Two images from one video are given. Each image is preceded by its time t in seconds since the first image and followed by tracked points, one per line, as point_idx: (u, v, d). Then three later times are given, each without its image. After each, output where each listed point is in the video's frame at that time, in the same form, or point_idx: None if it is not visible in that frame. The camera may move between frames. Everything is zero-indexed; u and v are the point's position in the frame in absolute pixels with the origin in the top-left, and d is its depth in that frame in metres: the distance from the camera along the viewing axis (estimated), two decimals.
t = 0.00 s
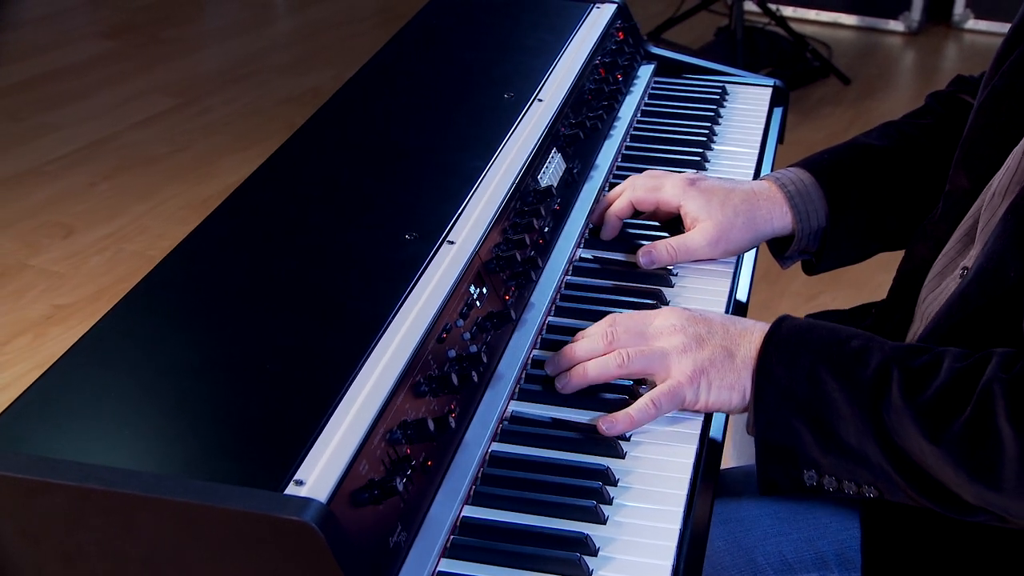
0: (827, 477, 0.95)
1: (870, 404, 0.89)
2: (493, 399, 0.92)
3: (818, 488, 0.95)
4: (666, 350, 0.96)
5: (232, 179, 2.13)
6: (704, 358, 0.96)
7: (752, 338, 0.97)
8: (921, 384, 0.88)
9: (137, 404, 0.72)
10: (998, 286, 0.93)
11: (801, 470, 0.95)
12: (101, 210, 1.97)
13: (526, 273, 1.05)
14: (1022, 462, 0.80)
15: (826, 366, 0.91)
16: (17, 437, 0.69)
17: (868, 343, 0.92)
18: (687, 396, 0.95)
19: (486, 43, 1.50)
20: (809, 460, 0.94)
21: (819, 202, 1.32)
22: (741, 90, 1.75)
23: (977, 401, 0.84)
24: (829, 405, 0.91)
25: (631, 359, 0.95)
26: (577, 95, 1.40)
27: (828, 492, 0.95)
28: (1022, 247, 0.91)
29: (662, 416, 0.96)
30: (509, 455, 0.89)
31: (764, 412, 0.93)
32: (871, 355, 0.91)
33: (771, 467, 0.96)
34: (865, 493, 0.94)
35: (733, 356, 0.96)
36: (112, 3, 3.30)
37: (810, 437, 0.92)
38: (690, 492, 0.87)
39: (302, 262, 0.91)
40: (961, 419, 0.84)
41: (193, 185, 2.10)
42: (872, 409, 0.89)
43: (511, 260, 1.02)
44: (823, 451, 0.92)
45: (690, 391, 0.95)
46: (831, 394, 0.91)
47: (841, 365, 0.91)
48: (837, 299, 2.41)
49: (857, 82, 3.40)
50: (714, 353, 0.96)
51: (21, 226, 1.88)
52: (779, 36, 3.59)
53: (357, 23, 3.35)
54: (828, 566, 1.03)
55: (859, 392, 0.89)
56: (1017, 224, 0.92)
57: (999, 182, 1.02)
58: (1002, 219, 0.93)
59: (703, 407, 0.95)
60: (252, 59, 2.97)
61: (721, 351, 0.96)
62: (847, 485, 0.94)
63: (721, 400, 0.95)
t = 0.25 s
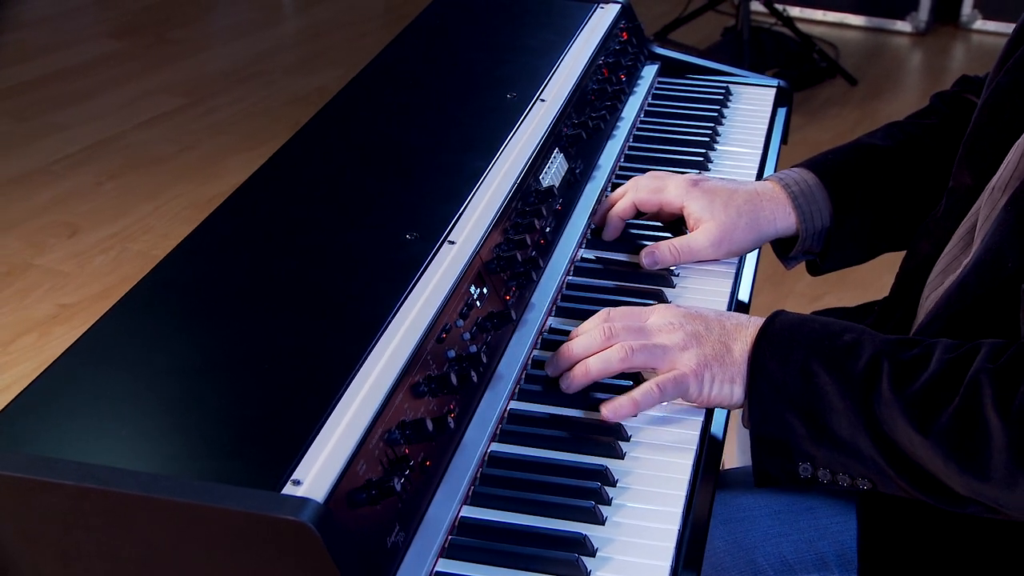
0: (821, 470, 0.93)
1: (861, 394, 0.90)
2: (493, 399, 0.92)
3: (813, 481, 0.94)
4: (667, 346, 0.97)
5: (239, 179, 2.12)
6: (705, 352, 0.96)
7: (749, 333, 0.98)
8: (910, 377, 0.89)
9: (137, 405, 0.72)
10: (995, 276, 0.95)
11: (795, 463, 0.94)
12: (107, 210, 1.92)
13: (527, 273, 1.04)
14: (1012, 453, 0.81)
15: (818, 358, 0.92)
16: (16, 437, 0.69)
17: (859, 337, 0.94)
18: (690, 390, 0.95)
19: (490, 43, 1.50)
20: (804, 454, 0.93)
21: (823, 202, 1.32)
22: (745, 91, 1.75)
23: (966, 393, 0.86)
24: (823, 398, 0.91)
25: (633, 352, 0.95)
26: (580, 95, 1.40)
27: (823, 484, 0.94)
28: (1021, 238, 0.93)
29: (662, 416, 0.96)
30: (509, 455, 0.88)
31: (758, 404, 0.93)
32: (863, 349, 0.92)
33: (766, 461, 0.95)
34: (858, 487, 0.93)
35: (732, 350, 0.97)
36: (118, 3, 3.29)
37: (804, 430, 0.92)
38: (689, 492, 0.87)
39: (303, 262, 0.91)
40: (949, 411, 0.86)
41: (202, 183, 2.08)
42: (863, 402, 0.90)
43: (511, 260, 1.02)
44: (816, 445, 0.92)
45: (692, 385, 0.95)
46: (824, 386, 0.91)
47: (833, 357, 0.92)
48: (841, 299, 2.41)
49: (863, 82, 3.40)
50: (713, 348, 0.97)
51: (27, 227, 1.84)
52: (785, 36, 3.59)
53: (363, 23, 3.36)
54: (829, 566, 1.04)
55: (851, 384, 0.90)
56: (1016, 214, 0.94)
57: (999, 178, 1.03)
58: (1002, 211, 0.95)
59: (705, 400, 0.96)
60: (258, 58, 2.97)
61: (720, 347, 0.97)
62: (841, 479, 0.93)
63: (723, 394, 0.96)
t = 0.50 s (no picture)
0: (820, 474, 0.94)
1: (862, 400, 0.90)
2: (493, 400, 0.92)
3: (812, 485, 0.95)
4: (667, 348, 0.97)
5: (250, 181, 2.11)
6: (704, 356, 0.97)
7: (749, 338, 0.98)
8: (910, 382, 0.89)
9: (136, 404, 0.72)
10: (990, 281, 0.95)
11: (795, 467, 0.95)
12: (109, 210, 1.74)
13: (527, 274, 1.04)
14: (1011, 457, 0.81)
15: (818, 363, 0.92)
16: (16, 437, 0.69)
17: (859, 341, 0.94)
18: (688, 393, 0.95)
19: (493, 43, 1.50)
20: (804, 458, 0.94)
21: (824, 206, 1.32)
22: (749, 91, 1.75)
23: (966, 399, 0.86)
24: (822, 402, 0.91)
25: (631, 353, 0.95)
26: (583, 95, 1.40)
27: (822, 489, 0.95)
28: (1015, 243, 0.94)
29: (661, 417, 0.96)
30: (508, 456, 0.88)
31: (758, 408, 0.93)
32: (863, 354, 0.92)
33: (766, 466, 0.95)
34: (859, 491, 0.94)
35: (732, 355, 0.97)
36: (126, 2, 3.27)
37: (804, 435, 0.92)
38: (688, 493, 0.87)
39: (304, 262, 0.91)
40: (949, 417, 0.85)
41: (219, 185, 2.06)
42: (863, 406, 0.90)
43: (512, 261, 1.02)
44: (816, 450, 0.92)
45: (690, 388, 0.95)
46: (824, 391, 0.91)
47: (833, 362, 0.92)
48: (847, 301, 2.41)
49: (871, 83, 3.39)
50: (713, 352, 0.97)
51: (31, 227, 1.65)
52: (792, 37, 3.59)
53: (369, 23, 3.36)
54: (830, 566, 1.04)
55: (851, 390, 0.90)
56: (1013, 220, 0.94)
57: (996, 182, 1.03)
58: (997, 217, 0.95)
59: (703, 404, 0.96)
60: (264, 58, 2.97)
61: (720, 350, 0.97)
62: (841, 483, 0.94)
63: (721, 398, 0.96)
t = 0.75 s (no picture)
0: (821, 473, 0.94)
1: (862, 399, 0.90)
2: (493, 401, 0.93)
3: (812, 484, 0.95)
4: (666, 347, 0.97)
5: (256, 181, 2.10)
6: (704, 355, 0.97)
7: (749, 336, 0.98)
8: (911, 381, 0.89)
9: (137, 404, 0.72)
10: (991, 280, 0.95)
11: (795, 467, 0.95)
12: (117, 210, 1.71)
13: (528, 274, 1.04)
14: (1012, 458, 0.81)
15: (819, 362, 0.92)
16: (15, 437, 0.69)
17: (860, 340, 0.94)
18: (689, 392, 0.95)
19: (496, 44, 1.50)
20: (804, 457, 0.94)
21: (827, 207, 1.32)
22: (753, 92, 1.75)
23: (967, 398, 0.85)
24: (823, 401, 0.91)
25: (631, 353, 0.95)
26: (586, 96, 1.40)
27: (822, 488, 0.95)
28: (1016, 242, 0.93)
29: (661, 418, 0.96)
30: (509, 456, 0.88)
31: (757, 407, 0.93)
32: (864, 353, 0.92)
33: (767, 465, 0.95)
34: (859, 490, 0.94)
35: (732, 354, 0.97)
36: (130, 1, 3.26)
37: (804, 434, 0.92)
38: (687, 495, 0.87)
39: (304, 262, 0.91)
40: (950, 417, 0.85)
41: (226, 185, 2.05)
42: (864, 405, 0.89)
43: (513, 261, 1.02)
44: (816, 450, 0.92)
45: (690, 387, 0.95)
46: (824, 390, 0.91)
47: (833, 361, 0.92)
48: (853, 302, 2.41)
49: (878, 84, 3.39)
50: (712, 351, 0.97)
51: (37, 227, 1.61)
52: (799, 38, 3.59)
53: (376, 24, 3.36)
54: (830, 568, 1.04)
55: (851, 389, 0.90)
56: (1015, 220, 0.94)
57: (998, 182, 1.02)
58: (998, 217, 0.95)
59: (702, 403, 0.96)
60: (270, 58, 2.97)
61: (720, 350, 0.97)
62: (842, 482, 0.94)
63: (721, 397, 0.96)
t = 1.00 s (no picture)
0: (822, 475, 0.94)
1: (862, 401, 0.89)
2: (493, 401, 0.93)
3: (812, 487, 0.95)
4: (667, 348, 0.97)
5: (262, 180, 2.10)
6: (704, 356, 0.97)
7: (749, 338, 0.98)
8: (912, 383, 0.89)
9: (137, 403, 0.72)
10: (994, 281, 0.95)
11: (796, 468, 0.95)
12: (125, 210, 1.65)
13: (529, 275, 1.04)
14: (1012, 459, 0.81)
15: (819, 364, 0.92)
16: (13, 437, 0.69)
17: (860, 342, 0.93)
18: (689, 394, 0.95)
19: (500, 44, 1.49)
20: (804, 459, 0.94)
21: (830, 210, 1.32)
22: (757, 93, 1.75)
23: (967, 401, 0.85)
24: (823, 402, 0.91)
25: (631, 355, 0.95)
26: (589, 97, 1.39)
27: (823, 490, 0.95)
28: (1018, 243, 0.94)
29: (661, 419, 0.96)
30: (509, 457, 0.88)
31: (757, 409, 0.93)
32: (864, 355, 0.92)
33: (767, 467, 0.95)
34: (860, 492, 0.94)
35: (732, 355, 0.97)
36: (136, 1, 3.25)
37: (805, 436, 0.92)
38: (686, 495, 0.87)
39: (305, 262, 0.91)
40: (951, 418, 0.85)
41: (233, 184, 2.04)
42: (864, 407, 0.89)
43: (514, 261, 1.02)
44: (817, 451, 0.92)
45: (690, 388, 0.95)
46: (824, 391, 0.91)
47: (834, 363, 0.92)
48: (859, 303, 2.41)
49: (885, 85, 3.39)
50: (713, 352, 0.97)
51: (43, 226, 1.55)
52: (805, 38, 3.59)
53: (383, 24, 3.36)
54: (830, 570, 1.04)
55: (852, 391, 0.90)
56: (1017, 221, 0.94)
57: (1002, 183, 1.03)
58: (1002, 218, 0.95)
59: (702, 404, 0.96)
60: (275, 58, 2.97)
61: (720, 351, 0.97)
62: (842, 484, 0.94)
63: (721, 398, 0.96)
